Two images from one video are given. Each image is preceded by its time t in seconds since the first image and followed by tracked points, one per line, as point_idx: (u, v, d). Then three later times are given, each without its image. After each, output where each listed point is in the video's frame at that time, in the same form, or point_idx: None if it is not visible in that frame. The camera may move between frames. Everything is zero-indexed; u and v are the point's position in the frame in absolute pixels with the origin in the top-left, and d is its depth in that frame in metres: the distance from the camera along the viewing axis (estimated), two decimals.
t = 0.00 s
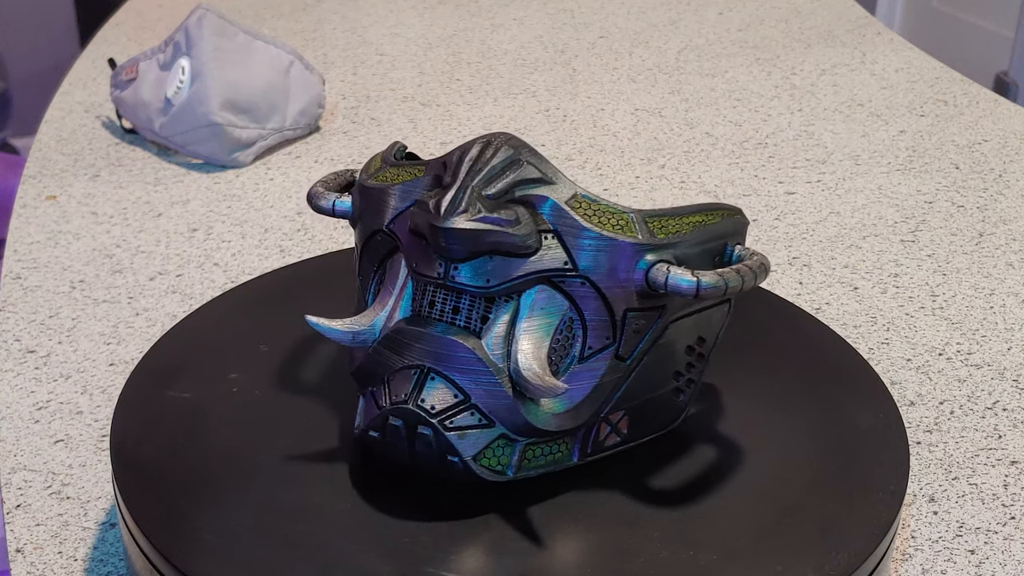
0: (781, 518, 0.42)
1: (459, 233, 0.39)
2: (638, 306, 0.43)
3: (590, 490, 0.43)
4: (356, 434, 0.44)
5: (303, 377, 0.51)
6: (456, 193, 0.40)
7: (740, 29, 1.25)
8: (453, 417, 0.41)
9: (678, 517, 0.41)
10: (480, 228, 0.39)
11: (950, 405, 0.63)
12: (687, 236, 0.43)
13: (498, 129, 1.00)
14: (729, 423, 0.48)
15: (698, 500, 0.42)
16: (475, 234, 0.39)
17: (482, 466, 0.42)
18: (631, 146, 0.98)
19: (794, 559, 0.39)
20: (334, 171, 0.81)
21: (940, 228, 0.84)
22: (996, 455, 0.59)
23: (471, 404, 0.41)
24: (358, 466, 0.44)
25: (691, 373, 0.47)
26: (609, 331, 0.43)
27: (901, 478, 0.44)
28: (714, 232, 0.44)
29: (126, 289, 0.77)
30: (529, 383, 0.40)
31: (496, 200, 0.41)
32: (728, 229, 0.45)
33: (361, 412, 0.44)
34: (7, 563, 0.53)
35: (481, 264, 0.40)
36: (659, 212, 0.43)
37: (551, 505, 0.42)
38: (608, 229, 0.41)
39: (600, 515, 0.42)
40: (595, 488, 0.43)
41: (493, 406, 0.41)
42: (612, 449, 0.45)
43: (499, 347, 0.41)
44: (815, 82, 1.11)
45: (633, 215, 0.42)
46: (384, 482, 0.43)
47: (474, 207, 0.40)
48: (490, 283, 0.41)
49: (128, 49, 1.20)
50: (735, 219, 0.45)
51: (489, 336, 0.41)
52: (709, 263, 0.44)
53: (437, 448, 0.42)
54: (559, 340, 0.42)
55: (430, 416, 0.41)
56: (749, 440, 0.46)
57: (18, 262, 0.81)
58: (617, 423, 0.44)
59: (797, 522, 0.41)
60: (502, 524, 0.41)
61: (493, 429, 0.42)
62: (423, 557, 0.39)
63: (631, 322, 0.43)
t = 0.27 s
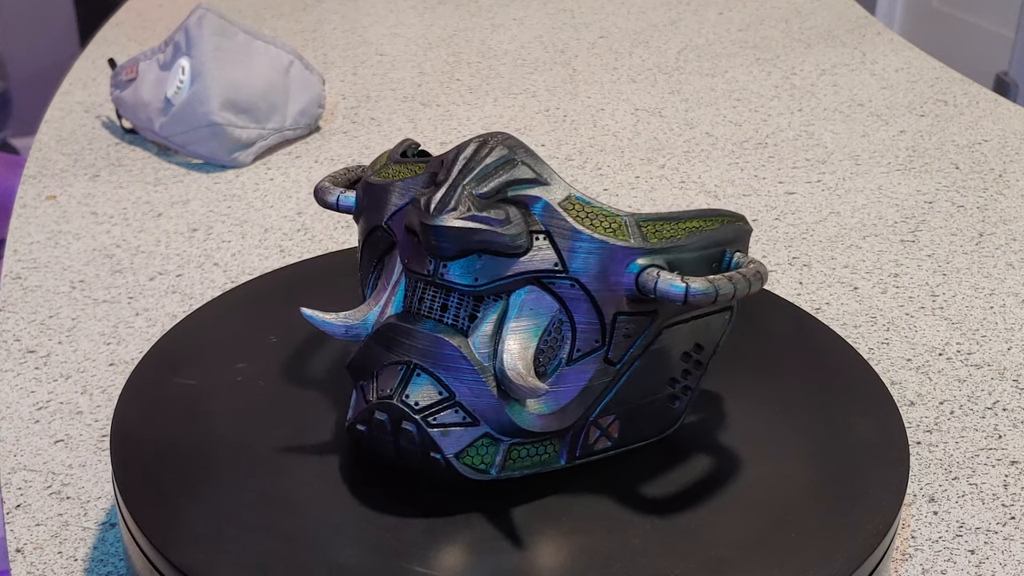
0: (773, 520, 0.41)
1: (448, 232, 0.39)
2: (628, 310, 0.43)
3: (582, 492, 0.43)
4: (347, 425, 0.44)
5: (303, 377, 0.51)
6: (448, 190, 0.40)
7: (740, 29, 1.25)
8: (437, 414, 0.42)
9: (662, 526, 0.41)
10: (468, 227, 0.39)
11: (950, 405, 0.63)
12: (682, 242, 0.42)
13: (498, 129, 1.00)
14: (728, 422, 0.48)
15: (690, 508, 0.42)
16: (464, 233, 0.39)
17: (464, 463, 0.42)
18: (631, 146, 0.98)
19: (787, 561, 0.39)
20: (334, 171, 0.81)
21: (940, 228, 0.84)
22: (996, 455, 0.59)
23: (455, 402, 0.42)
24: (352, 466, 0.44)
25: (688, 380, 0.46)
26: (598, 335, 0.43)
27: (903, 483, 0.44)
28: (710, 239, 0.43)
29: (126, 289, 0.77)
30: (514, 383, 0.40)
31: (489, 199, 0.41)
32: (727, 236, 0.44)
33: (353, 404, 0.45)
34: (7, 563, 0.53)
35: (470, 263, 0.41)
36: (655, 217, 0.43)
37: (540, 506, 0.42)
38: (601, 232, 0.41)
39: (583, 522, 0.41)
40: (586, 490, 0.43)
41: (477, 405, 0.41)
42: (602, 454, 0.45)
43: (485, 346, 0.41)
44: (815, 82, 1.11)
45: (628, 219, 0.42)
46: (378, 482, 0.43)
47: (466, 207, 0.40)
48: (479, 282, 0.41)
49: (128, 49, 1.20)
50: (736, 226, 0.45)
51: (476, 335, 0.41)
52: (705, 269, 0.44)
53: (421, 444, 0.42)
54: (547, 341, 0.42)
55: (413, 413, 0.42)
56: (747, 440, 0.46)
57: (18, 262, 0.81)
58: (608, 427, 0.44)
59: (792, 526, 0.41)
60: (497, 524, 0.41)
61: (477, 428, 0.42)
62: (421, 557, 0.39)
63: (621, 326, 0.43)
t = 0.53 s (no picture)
0: (772, 523, 0.41)
1: (439, 227, 0.39)
2: (619, 313, 0.42)
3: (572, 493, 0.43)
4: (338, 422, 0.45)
5: (302, 377, 0.51)
6: (441, 187, 0.40)
7: (741, 29, 1.25)
8: (422, 411, 0.42)
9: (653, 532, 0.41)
10: (458, 224, 0.39)
11: (950, 404, 0.63)
12: (677, 247, 0.42)
13: (498, 129, 1.00)
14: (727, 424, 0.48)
15: (682, 512, 0.42)
16: (454, 230, 0.39)
17: (449, 461, 0.42)
18: (631, 146, 0.98)
19: (784, 564, 0.39)
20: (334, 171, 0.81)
21: (940, 228, 0.84)
22: (996, 455, 0.59)
23: (441, 399, 0.42)
24: (347, 467, 0.44)
25: (683, 386, 0.46)
26: (587, 338, 0.43)
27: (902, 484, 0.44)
28: (706, 244, 0.43)
29: (126, 289, 0.77)
30: (499, 383, 0.40)
31: (482, 198, 0.41)
32: (726, 242, 0.44)
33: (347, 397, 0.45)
34: (7, 563, 0.53)
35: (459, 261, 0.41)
36: (650, 221, 0.43)
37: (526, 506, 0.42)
38: (593, 235, 0.41)
39: (569, 526, 0.41)
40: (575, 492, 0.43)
41: (462, 403, 0.42)
42: (592, 457, 0.44)
43: (473, 344, 0.42)
44: (815, 82, 1.11)
45: (623, 223, 0.42)
46: (374, 483, 0.43)
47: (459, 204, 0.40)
48: (467, 282, 0.41)
49: (128, 49, 1.20)
50: (735, 232, 0.44)
51: (465, 332, 0.42)
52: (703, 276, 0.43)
53: (407, 441, 0.42)
54: (536, 342, 0.42)
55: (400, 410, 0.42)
56: (746, 443, 0.46)
57: (18, 262, 0.81)
58: (598, 430, 0.44)
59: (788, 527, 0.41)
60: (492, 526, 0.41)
61: (463, 427, 0.42)
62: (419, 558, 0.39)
63: (612, 330, 0.43)
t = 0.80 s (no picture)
0: (769, 523, 0.41)
1: (428, 225, 0.40)
2: (608, 316, 0.42)
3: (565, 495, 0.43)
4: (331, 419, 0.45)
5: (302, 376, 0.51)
6: (432, 186, 0.41)
7: (741, 30, 1.25)
8: (408, 407, 0.42)
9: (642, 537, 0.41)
10: (446, 222, 0.40)
11: (950, 404, 0.63)
12: (671, 251, 0.42)
13: (498, 129, 1.00)
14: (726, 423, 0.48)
15: (675, 515, 0.42)
16: (443, 228, 0.40)
17: (434, 458, 0.43)
18: (631, 146, 0.98)
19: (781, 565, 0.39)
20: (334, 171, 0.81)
21: (940, 228, 0.84)
22: (996, 455, 0.59)
23: (428, 396, 0.42)
24: (343, 466, 0.44)
25: (678, 393, 0.45)
26: (575, 338, 0.43)
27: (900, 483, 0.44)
28: (701, 251, 0.43)
29: (126, 289, 0.77)
30: (483, 381, 0.41)
31: (475, 196, 0.41)
32: (723, 247, 0.43)
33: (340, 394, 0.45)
34: (7, 563, 0.52)
35: (450, 258, 0.41)
36: (645, 225, 0.42)
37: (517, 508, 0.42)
38: (584, 238, 0.41)
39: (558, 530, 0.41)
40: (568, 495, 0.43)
41: (449, 400, 0.42)
42: (582, 460, 0.44)
43: (462, 342, 0.42)
44: (815, 82, 1.11)
45: (617, 226, 0.42)
46: (370, 483, 0.43)
47: (449, 202, 0.40)
48: (456, 280, 0.42)
49: (128, 49, 1.20)
50: (734, 238, 0.44)
51: (454, 329, 0.42)
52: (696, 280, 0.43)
53: (392, 436, 0.43)
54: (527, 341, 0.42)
55: (387, 406, 0.42)
56: (744, 443, 0.46)
57: (18, 262, 0.81)
58: (588, 434, 0.44)
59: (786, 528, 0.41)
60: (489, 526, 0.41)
61: (450, 424, 0.42)
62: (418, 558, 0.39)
63: (603, 332, 0.43)
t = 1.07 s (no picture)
0: (765, 525, 0.41)
1: (417, 221, 0.41)
2: (597, 319, 0.42)
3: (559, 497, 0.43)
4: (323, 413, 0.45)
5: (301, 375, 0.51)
6: (426, 184, 0.42)
7: (741, 30, 1.25)
8: (395, 402, 0.43)
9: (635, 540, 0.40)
10: (433, 219, 0.41)
11: (950, 404, 0.63)
12: (663, 257, 0.42)
13: (498, 129, 1.00)
14: (724, 425, 0.48)
15: (674, 515, 0.42)
16: (430, 224, 0.41)
17: (420, 454, 0.43)
18: (631, 146, 0.98)
19: (777, 567, 0.39)
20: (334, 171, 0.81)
21: (940, 228, 0.84)
22: (996, 455, 0.59)
23: (416, 392, 0.43)
24: (339, 465, 0.44)
25: (672, 399, 0.45)
26: (564, 339, 0.43)
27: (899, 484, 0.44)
28: (694, 257, 0.42)
29: (126, 289, 0.77)
30: (470, 382, 0.41)
31: (468, 195, 0.42)
32: (718, 255, 0.43)
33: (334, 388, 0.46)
34: (7, 563, 0.52)
35: (439, 255, 0.42)
36: (640, 229, 0.42)
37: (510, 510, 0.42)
38: (575, 239, 0.42)
39: (549, 531, 0.41)
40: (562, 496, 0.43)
41: (436, 397, 0.42)
42: (570, 462, 0.44)
43: (452, 340, 0.42)
44: (815, 82, 1.11)
45: (610, 229, 0.42)
46: (366, 482, 0.43)
47: (440, 200, 0.41)
48: (446, 278, 0.42)
49: (128, 49, 1.20)
50: (731, 245, 0.43)
51: (443, 327, 0.43)
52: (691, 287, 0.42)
53: (377, 432, 0.43)
54: (514, 342, 0.43)
55: (376, 400, 0.43)
56: (744, 444, 0.46)
57: (18, 262, 0.81)
58: (576, 436, 0.44)
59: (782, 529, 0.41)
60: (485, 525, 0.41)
61: (435, 421, 0.43)
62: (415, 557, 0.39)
63: (592, 334, 0.43)
